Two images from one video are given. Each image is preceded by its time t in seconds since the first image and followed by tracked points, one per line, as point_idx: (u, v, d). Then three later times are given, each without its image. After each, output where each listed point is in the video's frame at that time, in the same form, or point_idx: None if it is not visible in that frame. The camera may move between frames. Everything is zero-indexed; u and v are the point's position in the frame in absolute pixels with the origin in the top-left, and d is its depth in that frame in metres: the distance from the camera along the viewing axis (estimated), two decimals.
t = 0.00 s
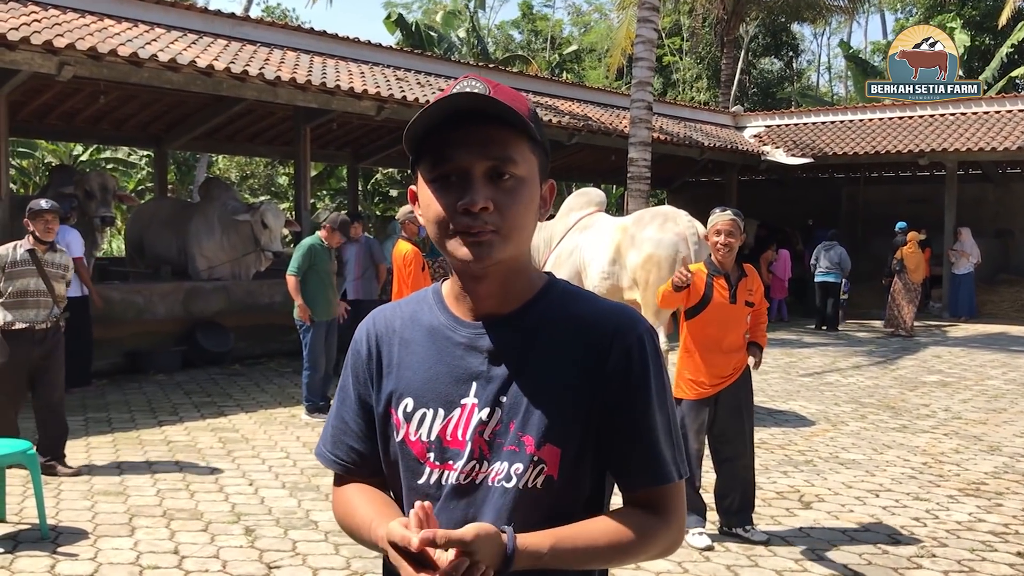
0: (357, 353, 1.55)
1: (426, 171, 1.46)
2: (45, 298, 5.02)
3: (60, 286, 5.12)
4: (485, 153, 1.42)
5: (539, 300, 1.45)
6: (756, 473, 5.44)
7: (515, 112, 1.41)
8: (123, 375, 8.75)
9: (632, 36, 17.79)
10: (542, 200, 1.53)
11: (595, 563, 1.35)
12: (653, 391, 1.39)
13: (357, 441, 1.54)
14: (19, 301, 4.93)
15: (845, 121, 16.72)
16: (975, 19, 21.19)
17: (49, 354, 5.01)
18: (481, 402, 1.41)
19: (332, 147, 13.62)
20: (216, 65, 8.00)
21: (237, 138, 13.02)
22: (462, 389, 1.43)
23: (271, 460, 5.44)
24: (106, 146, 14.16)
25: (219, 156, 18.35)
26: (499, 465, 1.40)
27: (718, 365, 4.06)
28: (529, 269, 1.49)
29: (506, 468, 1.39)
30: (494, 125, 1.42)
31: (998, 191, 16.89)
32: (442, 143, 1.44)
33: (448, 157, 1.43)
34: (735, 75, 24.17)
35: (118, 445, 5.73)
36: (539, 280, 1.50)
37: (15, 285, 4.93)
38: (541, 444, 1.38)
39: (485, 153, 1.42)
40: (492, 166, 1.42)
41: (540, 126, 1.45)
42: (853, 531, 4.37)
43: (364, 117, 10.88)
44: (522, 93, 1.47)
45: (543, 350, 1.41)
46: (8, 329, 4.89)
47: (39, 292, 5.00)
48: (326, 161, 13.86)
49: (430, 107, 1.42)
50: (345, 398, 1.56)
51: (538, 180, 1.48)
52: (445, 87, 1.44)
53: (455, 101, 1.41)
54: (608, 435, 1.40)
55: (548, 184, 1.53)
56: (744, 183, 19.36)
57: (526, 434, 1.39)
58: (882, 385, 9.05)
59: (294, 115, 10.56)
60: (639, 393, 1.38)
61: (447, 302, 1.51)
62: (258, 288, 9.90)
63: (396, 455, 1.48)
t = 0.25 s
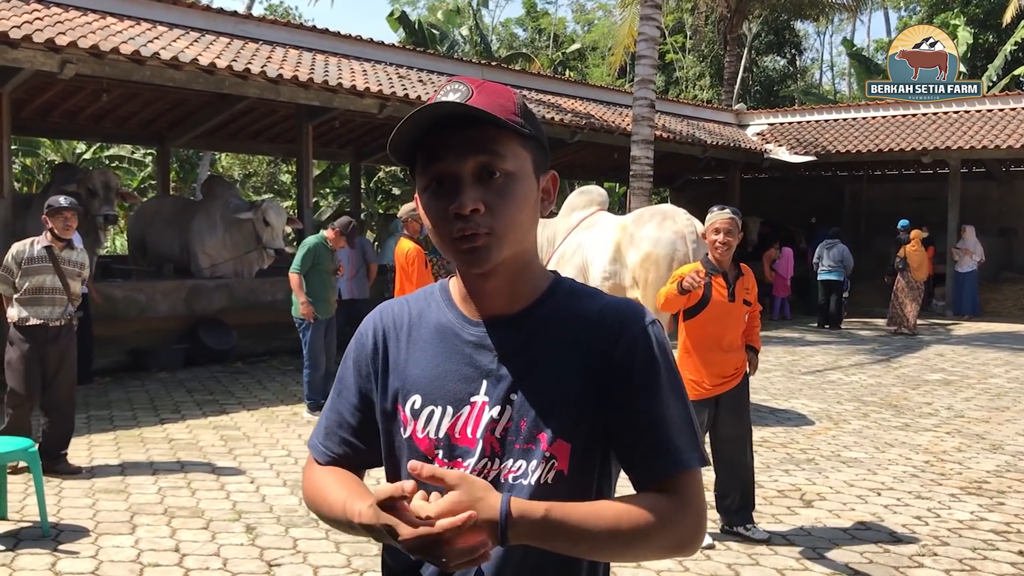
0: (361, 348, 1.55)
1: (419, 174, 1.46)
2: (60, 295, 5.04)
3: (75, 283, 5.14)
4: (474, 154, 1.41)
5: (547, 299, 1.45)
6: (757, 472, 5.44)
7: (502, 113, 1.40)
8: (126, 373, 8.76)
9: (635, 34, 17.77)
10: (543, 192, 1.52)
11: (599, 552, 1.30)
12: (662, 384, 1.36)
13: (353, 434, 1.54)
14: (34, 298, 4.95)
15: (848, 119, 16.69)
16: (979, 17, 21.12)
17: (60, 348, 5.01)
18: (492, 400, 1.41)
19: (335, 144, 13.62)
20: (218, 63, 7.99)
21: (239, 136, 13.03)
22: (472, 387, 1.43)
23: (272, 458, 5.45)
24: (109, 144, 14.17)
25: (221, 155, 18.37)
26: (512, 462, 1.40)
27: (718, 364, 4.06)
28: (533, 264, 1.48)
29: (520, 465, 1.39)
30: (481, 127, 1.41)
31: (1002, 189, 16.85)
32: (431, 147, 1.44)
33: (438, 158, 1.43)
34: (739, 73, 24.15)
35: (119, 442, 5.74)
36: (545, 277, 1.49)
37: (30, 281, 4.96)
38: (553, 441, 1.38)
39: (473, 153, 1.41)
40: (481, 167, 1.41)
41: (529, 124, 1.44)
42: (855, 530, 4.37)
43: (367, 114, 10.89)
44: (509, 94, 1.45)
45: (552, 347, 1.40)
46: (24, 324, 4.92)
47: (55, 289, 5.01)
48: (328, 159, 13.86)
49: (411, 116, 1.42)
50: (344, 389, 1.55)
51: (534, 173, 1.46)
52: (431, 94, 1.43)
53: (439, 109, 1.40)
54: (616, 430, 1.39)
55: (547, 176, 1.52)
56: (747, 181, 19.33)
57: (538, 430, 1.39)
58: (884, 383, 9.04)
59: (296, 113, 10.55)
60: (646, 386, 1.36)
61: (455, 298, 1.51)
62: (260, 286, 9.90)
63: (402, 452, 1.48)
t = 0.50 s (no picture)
0: (368, 339, 1.54)
1: (431, 161, 1.47)
2: (74, 296, 4.91)
3: (89, 283, 5.01)
4: (480, 139, 1.41)
5: (551, 296, 1.44)
6: (760, 469, 5.43)
7: (512, 101, 1.40)
8: (129, 370, 8.78)
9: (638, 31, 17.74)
10: (552, 188, 1.50)
11: (612, 549, 1.25)
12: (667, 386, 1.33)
13: (357, 422, 1.52)
14: (47, 296, 4.83)
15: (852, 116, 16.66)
16: (984, 14, 21.06)
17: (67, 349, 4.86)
18: (492, 398, 1.41)
19: (338, 142, 13.62)
20: (222, 60, 7.99)
21: (242, 133, 13.04)
22: (473, 383, 1.42)
23: (275, 455, 5.45)
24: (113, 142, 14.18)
25: (225, 151, 18.37)
26: (511, 460, 1.40)
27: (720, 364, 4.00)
28: (540, 259, 1.47)
29: (520, 463, 1.39)
30: (491, 114, 1.41)
31: (1007, 187, 16.80)
32: (444, 132, 1.46)
33: (447, 144, 1.44)
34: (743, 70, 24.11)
35: (122, 439, 5.75)
36: (550, 274, 1.48)
37: (44, 280, 4.83)
38: (552, 438, 1.37)
39: (478, 138, 1.41)
40: (484, 154, 1.40)
41: (538, 116, 1.43)
42: (857, 527, 4.37)
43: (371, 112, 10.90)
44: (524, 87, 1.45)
45: (554, 344, 1.40)
46: (37, 323, 4.79)
47: (68, 289, 4.89)
48: (332, 156, 13.86)
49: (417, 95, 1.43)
50: (350, 378, 1.54)
51: (540, 166, 1.44)
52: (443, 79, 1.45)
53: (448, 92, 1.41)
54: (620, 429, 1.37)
55: (558, 171, 1.50)
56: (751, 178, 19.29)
57: (538, 429, 1.38)
58: (888, 381, 9.02)
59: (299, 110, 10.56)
60: (651, 384, 1.33)
61: (460, 294, 1.51)
62: (264, 284, 9.86)
63: (402, 448, 1.48)
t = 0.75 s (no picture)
0: (374, 339, 1.52)
1: (439, 156, 1.46)
2: (85, 297, 4.78)
3: (99, 283, 4.88)
4: (487, 133, 1.41)
5: (557, 294, 1.43)
6: (763, 468, 5.42)
7: (521, 96, 1.40)
8: (132, 367, 8.79)
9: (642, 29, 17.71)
10: (557, 187, 1.49)
11: (593, 546, 1.26)
12: (668, 384, 1.33)
13: (372, 426, 1.50)
14: (59, 300, 4.70)
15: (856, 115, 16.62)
16: (989, 12, 20.98)
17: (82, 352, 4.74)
18: (498, 396, 1.40)
19: (342, 140, 13.61)
20: (225, 58, 7.99)
21: (246, 131, 13.04)
22: (479, 382, 1.42)
23: (277, 453, 5.45)
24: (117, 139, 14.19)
25: (230, 149, 18.39)
26: (518, 459, 1.39)
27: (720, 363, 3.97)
28: (546, 258, 1.47)
29: (526, 461, 1.39)
30: (500, 109, 1.41)
31: (1012, 185, 16.75)
32: (452, 127, 1.45)
33: (456, 138, 1.43)
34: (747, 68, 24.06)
35: (125, 436, 5.75)
36: (555, 272, 1.48)
37: (55, 283, 4.70)
38: (558, 436, 1.37)
39: (485, 134, 1.41)
40: (492, 149, 1.40)
41: (547, 115, 1.43)
42: (859, 527, 4.36)
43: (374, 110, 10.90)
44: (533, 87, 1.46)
45: (559, 343, 1.39)
46: (50, 327, 4.66)
47: (80, 291, 4.75)
48: (336, 154, 13.85)
49: (427, 86, 1.42)
50: (361, 380, 1.53)
51: (547, 163, 1.43)
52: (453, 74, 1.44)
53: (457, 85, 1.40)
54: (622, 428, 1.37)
55: (564, 171, 1.49)
56: (755, 177, 19.26)
57: (544, 427, 1.38)
58: (892, 380, 9.00)
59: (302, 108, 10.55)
60: (653, 383, 1.33)
61: (466, 292, 1.49)
62: (267, 281, 9.84)
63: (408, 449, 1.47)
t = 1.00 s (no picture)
0: (382, 336, 1.53)
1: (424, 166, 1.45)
2: (93, 293, 4.76)
3: (107, 279, 4.87)
4: (461, 145, 1.38)
5: (562, 292, 1.42)
6: (766, 468, 5.41)
7: (493, 104, 1.36)
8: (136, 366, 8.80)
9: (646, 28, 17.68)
10: (549, 185, 1.42)
11: (587, 526, 1.24)
12: (668, 380, 1.31)
13: (377, 420, 1.47)
14: (66, 298, 4.68)
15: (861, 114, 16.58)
16: (996, 11, 20.88)
17: (95, 349, 4.74)
18: (504, 396, 1.40)
19: (346, 139, 13.61)
20: (229, 57, 8.00)
21: (250, 130, 13.05)
22: (485, 382, 1.42)
23: (280, 452, 5.46)
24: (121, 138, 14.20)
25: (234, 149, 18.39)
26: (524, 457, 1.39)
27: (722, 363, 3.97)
28: (546, 256, 1.45)
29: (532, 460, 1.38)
30: (472, 122, 1.38)
31: (1018, 185, 16.69)
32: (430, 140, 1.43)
33: (435, 150, 1.41)
34: (752, 67, 24.01)
35: (128, 435, 5.76)
36: (561, 271, 1.46)
37: (63, 281, 4.69)
38: (563, 434, 1.36)
39: (461, 146, 1.38)
40: (473, 158, 1.37)
41: (530, 114, 1.37)
42: (862, 527, 4.34)
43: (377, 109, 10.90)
44: (517, 84, 1.40)
45: (562, 343, 1.39)
46: (58, 326, 4.65)
47: (88, 288, 4.74)
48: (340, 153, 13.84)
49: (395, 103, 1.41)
50: (367, 377, 1.52)
51: (530, 168, 1.38)
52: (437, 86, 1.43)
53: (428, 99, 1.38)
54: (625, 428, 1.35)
55: (554, 167, 1.42)
56: (759, 176, 19.23)
57: (548, 426, 1.37)
58: (896, 379, 8.98)
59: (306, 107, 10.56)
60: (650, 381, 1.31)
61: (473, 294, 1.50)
62: (271, 280, 9.84)
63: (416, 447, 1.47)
